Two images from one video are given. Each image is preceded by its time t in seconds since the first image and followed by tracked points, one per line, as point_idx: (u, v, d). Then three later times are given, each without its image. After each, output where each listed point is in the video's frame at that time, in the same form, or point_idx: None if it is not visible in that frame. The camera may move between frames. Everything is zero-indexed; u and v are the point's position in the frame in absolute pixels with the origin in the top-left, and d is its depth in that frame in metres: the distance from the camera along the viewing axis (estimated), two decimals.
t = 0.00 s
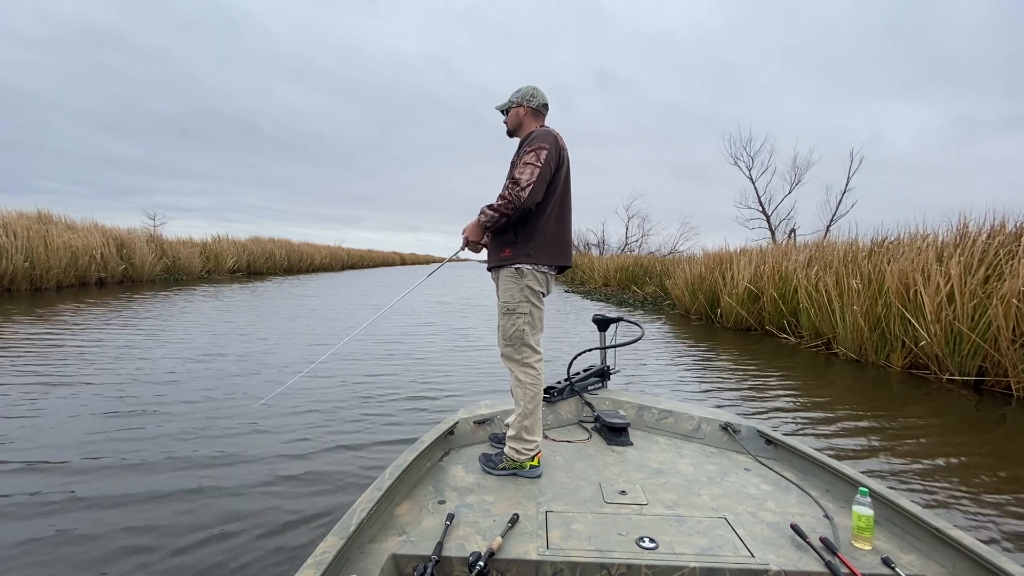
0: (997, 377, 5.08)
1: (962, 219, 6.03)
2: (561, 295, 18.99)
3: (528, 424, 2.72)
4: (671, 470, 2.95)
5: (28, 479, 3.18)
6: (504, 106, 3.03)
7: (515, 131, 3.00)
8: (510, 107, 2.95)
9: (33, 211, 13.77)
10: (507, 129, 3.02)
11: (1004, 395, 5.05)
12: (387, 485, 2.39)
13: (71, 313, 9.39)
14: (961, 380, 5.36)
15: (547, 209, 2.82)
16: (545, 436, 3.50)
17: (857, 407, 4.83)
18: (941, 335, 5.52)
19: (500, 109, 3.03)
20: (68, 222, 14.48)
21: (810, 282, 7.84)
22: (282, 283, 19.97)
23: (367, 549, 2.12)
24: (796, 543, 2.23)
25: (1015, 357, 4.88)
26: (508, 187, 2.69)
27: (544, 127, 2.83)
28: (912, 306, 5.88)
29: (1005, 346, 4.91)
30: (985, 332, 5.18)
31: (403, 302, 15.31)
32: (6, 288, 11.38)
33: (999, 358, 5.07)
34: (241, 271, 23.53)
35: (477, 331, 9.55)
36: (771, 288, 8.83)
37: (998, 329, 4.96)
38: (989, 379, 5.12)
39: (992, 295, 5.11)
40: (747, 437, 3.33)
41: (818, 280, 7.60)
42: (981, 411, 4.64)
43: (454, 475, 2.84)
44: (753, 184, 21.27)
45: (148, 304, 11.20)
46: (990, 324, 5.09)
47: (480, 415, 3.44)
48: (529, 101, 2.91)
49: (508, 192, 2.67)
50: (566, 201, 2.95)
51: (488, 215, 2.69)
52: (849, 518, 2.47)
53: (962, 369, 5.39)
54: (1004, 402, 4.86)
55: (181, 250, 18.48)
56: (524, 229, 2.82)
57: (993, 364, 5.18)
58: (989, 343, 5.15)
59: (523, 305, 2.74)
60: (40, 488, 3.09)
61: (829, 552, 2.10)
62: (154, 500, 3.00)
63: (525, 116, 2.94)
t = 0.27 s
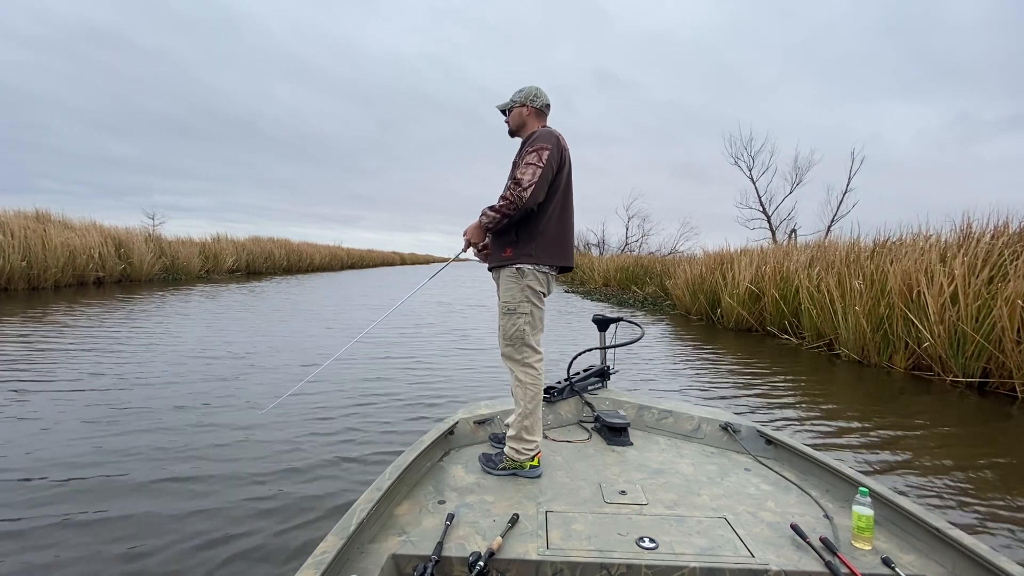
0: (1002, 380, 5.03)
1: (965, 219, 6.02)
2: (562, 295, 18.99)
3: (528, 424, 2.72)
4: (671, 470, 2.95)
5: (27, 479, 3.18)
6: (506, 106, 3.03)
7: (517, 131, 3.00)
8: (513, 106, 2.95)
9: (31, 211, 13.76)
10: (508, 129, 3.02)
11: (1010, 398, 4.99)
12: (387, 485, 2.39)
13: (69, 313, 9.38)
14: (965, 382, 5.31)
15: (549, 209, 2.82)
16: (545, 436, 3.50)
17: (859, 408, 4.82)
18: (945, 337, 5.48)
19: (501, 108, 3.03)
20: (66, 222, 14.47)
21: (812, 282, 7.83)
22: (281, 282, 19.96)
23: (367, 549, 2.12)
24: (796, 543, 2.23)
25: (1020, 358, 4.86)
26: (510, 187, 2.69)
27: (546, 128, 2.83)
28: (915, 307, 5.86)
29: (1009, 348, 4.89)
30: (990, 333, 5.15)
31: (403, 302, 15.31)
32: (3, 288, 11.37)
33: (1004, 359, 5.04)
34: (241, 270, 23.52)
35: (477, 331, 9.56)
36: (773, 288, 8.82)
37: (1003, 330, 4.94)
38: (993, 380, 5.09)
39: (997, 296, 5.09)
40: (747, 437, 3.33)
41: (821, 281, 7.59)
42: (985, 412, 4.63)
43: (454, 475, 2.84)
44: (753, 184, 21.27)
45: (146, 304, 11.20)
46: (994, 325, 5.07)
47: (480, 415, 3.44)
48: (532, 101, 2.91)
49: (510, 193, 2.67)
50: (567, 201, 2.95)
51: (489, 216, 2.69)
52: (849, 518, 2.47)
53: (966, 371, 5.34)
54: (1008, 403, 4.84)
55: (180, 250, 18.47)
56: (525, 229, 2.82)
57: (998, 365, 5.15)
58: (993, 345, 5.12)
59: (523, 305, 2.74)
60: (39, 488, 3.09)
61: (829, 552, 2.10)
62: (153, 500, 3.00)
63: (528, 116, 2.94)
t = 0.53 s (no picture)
0: (1006, 381, 5.03)
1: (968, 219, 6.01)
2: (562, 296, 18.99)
3: (528, 424, 2.72)
4: (671, 470, 2.95)
5: (27, 478, 3.18)
6: (507, 106, 3.02)
7: (519, 131, 3.00)
8: (515, 107, 2.95)
9: (29, 210, 13.75)
10: (510, 129, 3.02)
11: (1013, 399, 4.99)
12: (387, 485, 2.38)
13: (67, 313, 9.38)
14: (969, 383, 5.31)
15: (549, 209, 2.82)
16: (545, 436, 3.50)
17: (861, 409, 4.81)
18: (948, 337, 5.48)
19: (502, 109, 3.03)
20: (64, 221, 14.45)
21: (813, 283, 7.83)
22: (280, 282, 19.95)
23: (366, 549, 2.12)
24: (796, 543, 2.23)
25: None
26: (511, 187, 2.69)
27: (547, 128, 2.83)
28: (918, 308, 5.85)
29: (1014, 349, 4.87)
30: (994, 334, 5.14)
31: (402, 302, 15.31)
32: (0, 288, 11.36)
33: (1008, 361, 5.02)
34: (240, 270, 23.52)
35: (477, 331, 9.55)
36: (774, 288, 8.82)
37: (1007, 330, 4.92)
38: (998, 382, 5.07)
39: (1001, 297, 5.07)
40: (747, 437, 3.33)
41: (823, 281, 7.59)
42: (988, 414, 4.61)
43: (454, 475, 2.84)
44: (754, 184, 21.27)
45: (145, 304, 11.19)
46: (999, 326, 5.05)
47: (480, 415, 3.44)
48: (534, 101, 2.91)
49: (510, 193, 2.67)
50: (568, 201, 2.95)
51: (490, 216, 2.69)
52: (849, 518, 2.47)
53: (970, 372, 5.33)
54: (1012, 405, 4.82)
55: (179, 250, 18.47)
56: (526, 229, 2.82)
57: (1002, 366, 5.13)
58: (998, 346, 5.11)
59: (523, 305, 2.74)
60: (38, 488, 3.08)
61: (829, 552, 2.10)
62: (153, 499, 3.01)
63: (531, 116, 2.94)
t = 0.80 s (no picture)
0: (1011, 382, 5.01)
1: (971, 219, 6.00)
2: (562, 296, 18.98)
3: (527, 424, 2.72)
4: (671, 471, 2.95)
5: (27, 480, 3.18)
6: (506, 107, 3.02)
7: (519, 131, 3.00)
8: (515, 108, 2.95)
9: (26, 210, 13.74)
10: (511, 131, 3.02)
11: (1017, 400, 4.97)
12: (387, 485, 2.39)
13: (65, 313, 9.38)
14: (973, 384, 5.29)
15: (549, 209, 2.82)
16: (545, 436, 3.50)
17: (864, 410, 4.80)
18: (952, 338, 5.46)
19: (502, 111, 3.02)
20: (61, 221, 14.45)
21: (815, 283, 7.82)
22: (278, 282, 19.96)
23: (366, 549, 2.12)
24: (796, 543, 2.23)
25: None
26: (510, 187, 2.69)
27: (547, 128, 2.83)
28: (922, 308, 5.84)
29: (1018, 349, 4.85)
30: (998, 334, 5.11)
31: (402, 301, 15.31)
32: None
33: (1013, 361, 5.00)
34: (239, 270, 23.52)
35: (477, 331, 9.55)
36: (775, 288, 8.82)
37: (1012, 331, 4.90)
38: (1002, 383, 5.06)
39: (1006, 297, 5.05)
40: (748, 437, 3.33)
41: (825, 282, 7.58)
42: (992, 415, 4.60)
43: (454, 475, 2.84)
44: (754, 183, 21.27)
45: (143, 304, 11.20)
46: (1003, 326, 5.03)
47: (480, 415, 3.44)
48: (534, 102, 2.91)
49: (510, 193, 2.67)
50: (568, 201, 2.95)
51: (490, 216, 2.69)
52: (849, 518, 2.47)
53: (974, 372, 5.31)
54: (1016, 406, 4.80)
55: (177, 250, 18.47)
56: (525, 229, 2.82)
57: (1006, 367, 5.11)
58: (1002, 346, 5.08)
59: (523, 305, 2.74)
60: (38, 489, 3.08)
61: (829, 552, 2.10)
62: (153, 500, 3.01)
63: (531, 116, 2.94)
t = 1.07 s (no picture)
0: (1015, 383, 5.00)
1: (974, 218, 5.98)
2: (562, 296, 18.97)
3: (528, 424, 2.72)
4: (671, 470, 2.95)
5: (27, 480, 3.19)
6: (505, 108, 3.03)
7: (518, 132, 3.00)
8: (514, 108, 2.95)
9: (24, 210, 13.74)
10: (511, 132, 3.02)
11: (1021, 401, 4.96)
12: (387, 485, 2.39)
13: (63, 313, 9.39)
14: (978, 385, 5.27)
15: (549, 209, 2.82)
16: (545, 436, 3.50)
17: (866, 411, 4.79)
18: (955, 338, 5.45)
19: (501, 112, 3.02)
20: (60, 221, 14.46)
21: (817, 283, 7.81)
22: (277, 283, 19.97)
23: (367, 549, 2.12)
24: (795, 543, 2.23)
25: None
26: (510, 187, 2.69)
27: (546, 128, 2.84)
28: (925, 309, 5.82)
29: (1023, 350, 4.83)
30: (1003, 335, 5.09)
31: (400, 301, 15.32)
32: None
33: (1017, 362, 4.99)
34: (238, 270, 23.54)
35: (476, 331, 9.55)
36: (776, 289, 8.82)
37: (1016, 331, 4.89)
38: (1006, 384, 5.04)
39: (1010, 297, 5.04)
40: (748, 437, 3.33)
41: (827, 282, 7.56)
42: (995, 416, 4.58)
43: (454, 475, 2.84)
44: (754, 183, 21.30)
45: (141, 304, 11.20)
46: (1007, 327, 5.01)
47: (480, 415, 3.44)
48: (533, 102, 2.92)
49: (510, 193, 2.67)
50: (567, 201, 2.95)
51: (489, 216, 2.69)
52: (849, 518, 2.47)
53: (978, 373, 5.30)
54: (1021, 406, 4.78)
55: (176, 250, 18.48)
56: (525, 229, 2.82)
57: (1010, 368, 5.10)
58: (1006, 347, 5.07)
59: (523, 304, 2.74)
60: (37, 489, 3.08)
61: (829, 552, 2.10)
62: (153, 500, 3.02)
63: (531, 117, 2.94)
